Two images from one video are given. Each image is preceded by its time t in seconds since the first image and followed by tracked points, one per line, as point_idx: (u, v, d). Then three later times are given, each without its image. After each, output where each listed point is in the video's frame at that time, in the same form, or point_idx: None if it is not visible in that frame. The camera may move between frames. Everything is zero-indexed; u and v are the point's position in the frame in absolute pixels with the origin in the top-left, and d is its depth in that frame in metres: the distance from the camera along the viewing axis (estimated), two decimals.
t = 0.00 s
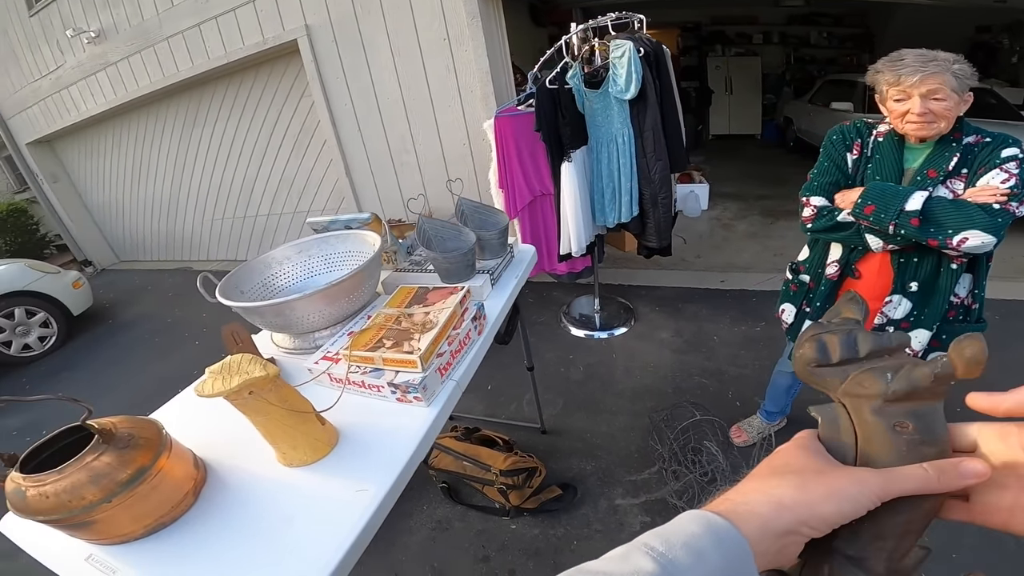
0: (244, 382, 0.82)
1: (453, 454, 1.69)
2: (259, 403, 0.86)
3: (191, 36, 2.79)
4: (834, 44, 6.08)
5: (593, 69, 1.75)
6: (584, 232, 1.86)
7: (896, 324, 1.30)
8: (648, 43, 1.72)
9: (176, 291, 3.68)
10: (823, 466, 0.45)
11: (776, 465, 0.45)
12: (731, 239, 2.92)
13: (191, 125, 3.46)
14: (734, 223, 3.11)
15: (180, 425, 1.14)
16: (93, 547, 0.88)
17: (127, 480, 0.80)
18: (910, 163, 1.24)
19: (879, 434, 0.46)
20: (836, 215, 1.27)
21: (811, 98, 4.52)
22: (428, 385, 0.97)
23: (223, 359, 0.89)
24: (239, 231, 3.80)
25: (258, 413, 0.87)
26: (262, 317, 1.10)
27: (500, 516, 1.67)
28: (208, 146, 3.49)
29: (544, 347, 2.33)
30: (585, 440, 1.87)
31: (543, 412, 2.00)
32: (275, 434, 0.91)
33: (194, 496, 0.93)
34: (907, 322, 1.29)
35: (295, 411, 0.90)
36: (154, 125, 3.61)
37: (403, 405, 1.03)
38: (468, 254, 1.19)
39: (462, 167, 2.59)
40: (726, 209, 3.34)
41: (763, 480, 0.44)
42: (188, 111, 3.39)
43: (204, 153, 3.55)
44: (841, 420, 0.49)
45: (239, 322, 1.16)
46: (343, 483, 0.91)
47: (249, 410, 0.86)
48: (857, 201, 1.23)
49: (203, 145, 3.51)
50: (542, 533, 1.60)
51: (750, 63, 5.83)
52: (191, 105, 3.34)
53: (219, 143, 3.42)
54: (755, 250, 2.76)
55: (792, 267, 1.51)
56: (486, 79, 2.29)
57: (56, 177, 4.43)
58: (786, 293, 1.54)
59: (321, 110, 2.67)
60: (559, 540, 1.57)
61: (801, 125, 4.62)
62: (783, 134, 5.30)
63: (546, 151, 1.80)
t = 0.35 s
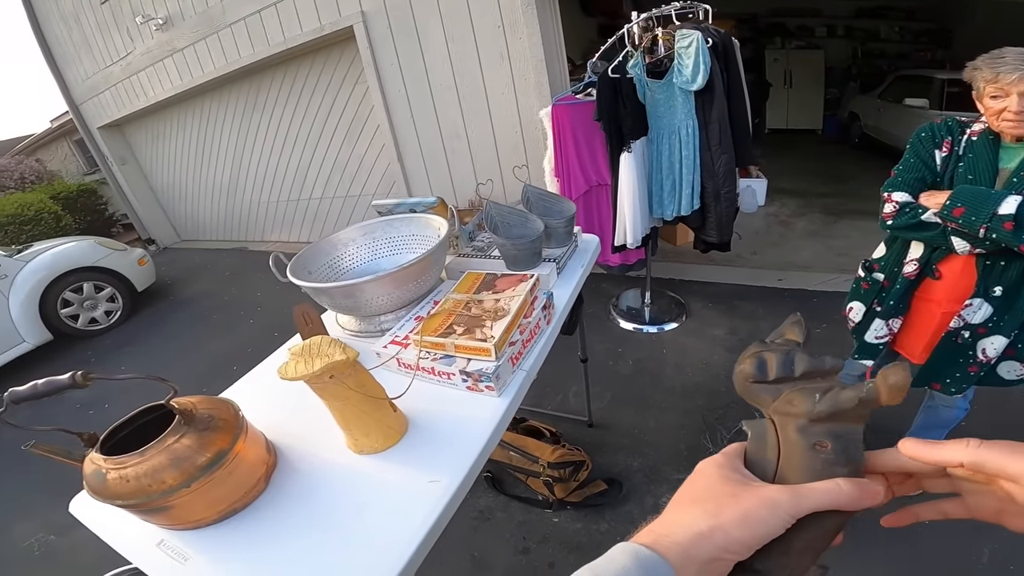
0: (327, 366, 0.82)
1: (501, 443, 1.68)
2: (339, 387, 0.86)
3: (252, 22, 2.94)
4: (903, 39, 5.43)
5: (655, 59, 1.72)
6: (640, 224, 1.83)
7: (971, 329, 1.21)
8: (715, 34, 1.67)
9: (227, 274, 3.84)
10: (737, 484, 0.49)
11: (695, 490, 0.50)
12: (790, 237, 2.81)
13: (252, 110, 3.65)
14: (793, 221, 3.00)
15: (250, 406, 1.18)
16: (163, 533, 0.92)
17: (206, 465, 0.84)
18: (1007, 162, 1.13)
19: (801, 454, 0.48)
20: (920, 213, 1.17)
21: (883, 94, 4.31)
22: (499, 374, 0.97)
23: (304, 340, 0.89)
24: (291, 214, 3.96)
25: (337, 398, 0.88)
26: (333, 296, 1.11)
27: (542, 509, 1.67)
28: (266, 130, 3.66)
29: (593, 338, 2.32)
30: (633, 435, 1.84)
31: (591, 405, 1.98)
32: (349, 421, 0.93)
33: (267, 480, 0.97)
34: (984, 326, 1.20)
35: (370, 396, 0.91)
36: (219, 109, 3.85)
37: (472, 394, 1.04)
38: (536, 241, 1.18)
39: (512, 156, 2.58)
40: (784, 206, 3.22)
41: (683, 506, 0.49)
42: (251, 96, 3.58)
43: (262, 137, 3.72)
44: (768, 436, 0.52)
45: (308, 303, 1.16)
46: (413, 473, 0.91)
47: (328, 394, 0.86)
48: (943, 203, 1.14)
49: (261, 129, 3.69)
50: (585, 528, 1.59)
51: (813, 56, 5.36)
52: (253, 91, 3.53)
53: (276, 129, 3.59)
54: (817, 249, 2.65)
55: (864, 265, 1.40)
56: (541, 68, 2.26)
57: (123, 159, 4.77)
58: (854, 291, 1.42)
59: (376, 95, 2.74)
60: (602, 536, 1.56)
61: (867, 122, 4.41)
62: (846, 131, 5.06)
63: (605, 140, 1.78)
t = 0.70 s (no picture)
0: (404, 338, 0.83)
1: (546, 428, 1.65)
2: (414, 360, 0.88)
3: (314, 9, 3.12)
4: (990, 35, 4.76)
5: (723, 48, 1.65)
6: (702, 214, 1.79)
7: None
8: (790, 23, 1.61)
9: (283, 257, 4.04)
10: (613, 483, 0.57)
11: (580, 493, 0.57)
12: (858, 235, 2.69)
13: (316, 93, 3.90)
14: (861, 218, 2.87)
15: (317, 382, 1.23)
16: (231, 507, 0.97)
17: (280, 436, 0.88)
18: None
19: (661, 446, 0.55)
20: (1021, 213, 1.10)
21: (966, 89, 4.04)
22: (569, 355, 0.98)
23: (379, 313, 0.91)
24: (351, 192, 4.21)
25: (410, 372, 0.89)
26: (402, 272, 1.13)
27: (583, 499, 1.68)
28: (329, 112, 3.91)
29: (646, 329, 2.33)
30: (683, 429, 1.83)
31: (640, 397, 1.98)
32: (419, 395, 0.94)
33: (334, 454, 1.00)
34: None
35: (441, 371, 0.92)
36: (282, 93, 4.16)
37: (539, 374, 1.04)
38: (604, 225, 1.17)
39: (567, 144, 2.57)
40: (852, 203, 3.08)
41: (571, 514, 0.56)
42: (312, 79, 3.85)
43: (325, 119, 3.98)
44: (633, 429, 0.59)
45: (377, 277, 1.20)
46: (479, 454, 0.92)
47: (403, 367, 0.88)
48: None
49: (325, 111, 3.94)
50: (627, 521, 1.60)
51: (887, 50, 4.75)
52: (316, 75, 3.78)
53: (337, 112, 3.86)
54: (887, 248, 2.53)
55: (952, 265, 1.29)
56: (599, 54, 2.22)
57: (192, 142, 5.26)
58: (939, 293, 1.31)
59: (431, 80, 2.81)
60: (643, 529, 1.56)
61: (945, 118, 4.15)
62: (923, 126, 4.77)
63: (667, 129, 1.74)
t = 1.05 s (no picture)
0: (467, 315, 0.87)
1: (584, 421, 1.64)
2: (474, 338, 0.90)
3: None
4: None
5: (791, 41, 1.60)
6: (761, 209, 1.74)
7: None
8: (868, 18, 1.53)
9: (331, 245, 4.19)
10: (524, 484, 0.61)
11: (493, 495, 0.61)
12: (925, 238, 2.56)
13: (369, 80, 4.03)
14: (929, 221, 2.72)
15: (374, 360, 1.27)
16: (282, 481, 1.01)
17: (339, 411, 0.92)
18: None
19: (575, 447, 0.63)
20: None
21: None
22: (626, 344, 0.98)
23: (441, 290, 0.93)
24: (400, 177, 4.34)
25: (468, 350, 0.92)
26: (460, 252, 1.16)
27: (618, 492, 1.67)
28: (381, 98, 4.04)
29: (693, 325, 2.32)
30: (725, 427, 1.81)
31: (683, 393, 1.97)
32: (476, 375, 0.97)
33: (386, 431, 1.05)
34: None
35: (498, 352, 0.94)
36: (336, 78, 4.33)
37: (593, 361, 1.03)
38: (662, 215, 1.17)
39: (618, 135, 2.55)
40: (920, 204, 2.92)
41: (484, 514, 0.59)
42: (364, 66, 3.99)
43: (377, 105, 4.11)
44: (550, 434, 0.67)
45: (433, 257, 1.23)
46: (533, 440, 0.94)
47: (462, 344, 0.91)
48: None
49: (376, 98, 4.07)
50: (661, 516, 1.59)
51: (967, 46, 4.22)
52: (370, 62, 3.90)
53: (387, 98, 3.98)
54: (957, 253, 2.40)
55: None
56: (654, 44, 2.18)
57: (251, 125, 5.56)
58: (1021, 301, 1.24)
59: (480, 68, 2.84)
60: (677, 525, 1.55)
61: None
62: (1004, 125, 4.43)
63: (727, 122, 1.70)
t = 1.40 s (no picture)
0: (507, 299, 0.87)
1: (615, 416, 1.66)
2: (512, 322, 0.90)
3: None
4: None
5: (853, 37, 1.54)
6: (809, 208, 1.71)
7: None
8: (937, 19, 1.44)
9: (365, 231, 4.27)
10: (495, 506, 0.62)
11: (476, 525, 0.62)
12: (982, 247, 2.43)
13: (409, 67, 4.10)
14: (988, 229, 2.57)
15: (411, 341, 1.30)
16: (312, 459, 1.05)
17: (372, 390, 0.94)
18: None
19: (544, 457, 0.63)
20: None
21: None
22: (664, 336, 0.97)
23: (481, 273, 0.94)
24: (437, 163, 4.42)
25: (507, 334, 0.92)
26: (499, 237, 1.16)
27: (640, 487, 1.67)
28: (421, 86, 4.10)
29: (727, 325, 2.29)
30: (753, 429, 1.77)
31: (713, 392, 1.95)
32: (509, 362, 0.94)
33: (417, 411, 1.07)
34: None
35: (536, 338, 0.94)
36: (377, 64, 4.43)
37: (630, 353, 1.03)
38: (708, 208, 1.16)
39: (659, 127, 2.50)
40: (980, 211, 2.76)
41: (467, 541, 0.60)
42: (404, 53, 4.06)
43: (417, 92, 4.18)
44: (528, 450, 0.67)
45: (471, 240, 1.25)
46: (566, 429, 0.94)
47: (500, 328, 0.91)
48: None
49: (416, 84, 4.14)
50: (680, 514, 1.58)
51: None
52: (411, 49, 3.96)
53: (425, 85, 4.05)
54: (1018, 263, 2.27)
55: None
56: (702, 39, 2.09)
57: (294, 108, 5.85)
58: None
59: (521, 57, 2.87)
60: (695, 524, 1.54)
61: None
62: None
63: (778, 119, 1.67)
